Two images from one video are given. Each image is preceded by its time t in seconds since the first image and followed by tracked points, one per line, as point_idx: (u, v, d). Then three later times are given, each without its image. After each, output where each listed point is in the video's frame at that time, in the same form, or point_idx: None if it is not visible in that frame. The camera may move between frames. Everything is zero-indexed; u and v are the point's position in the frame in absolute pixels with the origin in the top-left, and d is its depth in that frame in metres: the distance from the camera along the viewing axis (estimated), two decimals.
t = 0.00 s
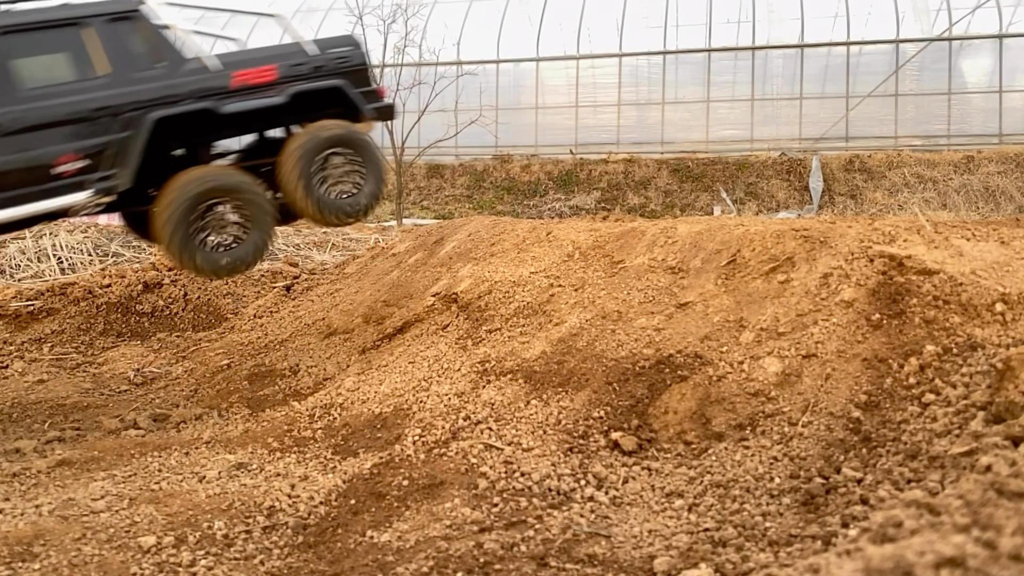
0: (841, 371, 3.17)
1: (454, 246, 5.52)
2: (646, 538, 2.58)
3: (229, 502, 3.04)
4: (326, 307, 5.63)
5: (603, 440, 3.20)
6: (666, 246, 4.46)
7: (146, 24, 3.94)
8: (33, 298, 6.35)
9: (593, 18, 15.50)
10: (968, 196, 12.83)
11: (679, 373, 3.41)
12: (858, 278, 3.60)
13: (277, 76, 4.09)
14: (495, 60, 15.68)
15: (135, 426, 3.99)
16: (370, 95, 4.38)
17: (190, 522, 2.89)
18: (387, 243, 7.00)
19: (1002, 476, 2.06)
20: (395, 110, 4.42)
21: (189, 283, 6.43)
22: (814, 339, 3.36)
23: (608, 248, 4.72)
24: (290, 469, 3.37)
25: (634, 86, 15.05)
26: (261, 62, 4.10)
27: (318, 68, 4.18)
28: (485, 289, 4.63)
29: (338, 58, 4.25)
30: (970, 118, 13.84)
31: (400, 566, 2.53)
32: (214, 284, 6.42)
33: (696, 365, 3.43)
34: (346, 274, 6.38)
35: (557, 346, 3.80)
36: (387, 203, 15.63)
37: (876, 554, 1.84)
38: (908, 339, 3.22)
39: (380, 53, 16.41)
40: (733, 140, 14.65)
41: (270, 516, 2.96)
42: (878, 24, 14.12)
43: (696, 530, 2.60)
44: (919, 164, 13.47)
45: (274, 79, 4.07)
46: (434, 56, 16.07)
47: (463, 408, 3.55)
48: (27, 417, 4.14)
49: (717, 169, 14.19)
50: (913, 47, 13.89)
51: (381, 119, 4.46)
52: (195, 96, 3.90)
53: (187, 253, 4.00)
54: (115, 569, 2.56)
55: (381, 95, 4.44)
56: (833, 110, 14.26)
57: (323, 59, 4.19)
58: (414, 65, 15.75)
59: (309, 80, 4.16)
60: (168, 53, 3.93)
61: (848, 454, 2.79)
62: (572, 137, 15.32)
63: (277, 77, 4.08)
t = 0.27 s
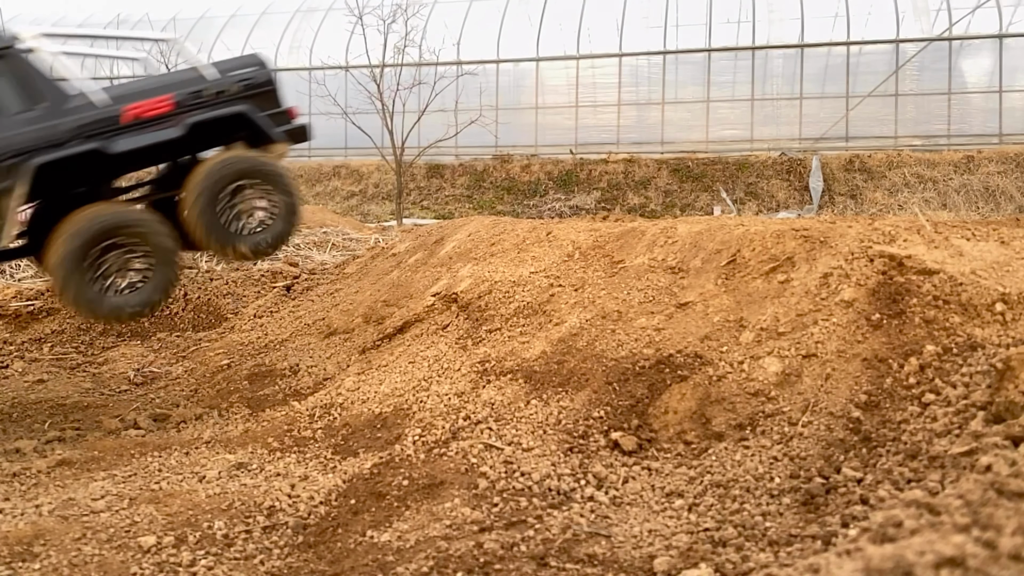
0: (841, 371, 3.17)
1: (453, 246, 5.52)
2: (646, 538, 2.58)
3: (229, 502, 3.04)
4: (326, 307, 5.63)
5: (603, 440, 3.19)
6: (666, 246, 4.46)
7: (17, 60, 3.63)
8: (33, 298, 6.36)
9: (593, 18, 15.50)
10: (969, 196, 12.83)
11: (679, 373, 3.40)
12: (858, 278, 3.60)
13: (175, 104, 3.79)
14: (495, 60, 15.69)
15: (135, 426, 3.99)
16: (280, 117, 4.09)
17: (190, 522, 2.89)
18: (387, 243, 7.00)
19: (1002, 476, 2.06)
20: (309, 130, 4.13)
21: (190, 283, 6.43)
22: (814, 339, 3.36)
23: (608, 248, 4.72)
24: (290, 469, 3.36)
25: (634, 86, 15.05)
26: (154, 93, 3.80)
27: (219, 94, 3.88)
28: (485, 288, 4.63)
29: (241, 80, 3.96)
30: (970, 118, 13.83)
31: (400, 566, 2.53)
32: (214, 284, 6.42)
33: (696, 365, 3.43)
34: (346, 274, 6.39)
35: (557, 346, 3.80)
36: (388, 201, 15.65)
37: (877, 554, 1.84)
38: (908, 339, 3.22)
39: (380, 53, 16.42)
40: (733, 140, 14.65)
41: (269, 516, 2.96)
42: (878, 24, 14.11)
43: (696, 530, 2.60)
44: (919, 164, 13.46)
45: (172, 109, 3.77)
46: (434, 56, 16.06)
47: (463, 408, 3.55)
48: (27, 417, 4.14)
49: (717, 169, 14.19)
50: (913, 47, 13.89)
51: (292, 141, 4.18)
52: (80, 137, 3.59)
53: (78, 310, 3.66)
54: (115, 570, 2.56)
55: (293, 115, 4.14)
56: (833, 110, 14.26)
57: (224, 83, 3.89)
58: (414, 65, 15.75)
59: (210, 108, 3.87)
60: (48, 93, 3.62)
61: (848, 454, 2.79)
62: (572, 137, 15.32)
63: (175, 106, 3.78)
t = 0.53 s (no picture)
0: (841, 371, 3.17)
1: (454, 246, 5.53)
2: (646, 538, 2.58)
3: (229, 502, 3.04)
4: (326, 307, 5.64)
5: (603, 440, 3.20)
6: (666, 246, 4.47)
7: None
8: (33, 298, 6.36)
9: (593, 18, 15.50)
10: (968, 196, 12.85)
11: (679, 373, 3.40)
12: (858, 278, 3.61)
13: (58, 150, 3.73)
14: (495, 60, 15.70)
15: (135, 426, 3.99)
16: (174, 157, 4.06)
17: (190, 522, 2.89)
18: (387, 243, 7.01)
19: (1002, 476, 2.06)
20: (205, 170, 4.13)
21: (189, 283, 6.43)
22: (814, 339, 3.36)
23: (608, 248, 4.72)
24: (290, 469, 3.37)
25: (634, 86, 15.05)
26: (35, 138, 3.71)
27: (106, 137, 3.83)
28: (485, 288, 4.63)
29: (131, 120, 3.92)
30: (969, 118, 13.84)
31: (400, 566, 2.54)
32: (214, 284, 6.42)
33: (696, 366, 3.43)
34: (346, 274, 6.39)
35: (557, 346, 3.80)
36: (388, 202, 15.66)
37: (876, 554, 1.84)
38: (907, 339, 3.22)
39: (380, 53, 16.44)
40: (733, 140, 14.66)
41: (269, 516, 2.96)
42: (878, 24, 14.11)
43: (696, 530, 2.60)
44: (919, 164, 13.47)
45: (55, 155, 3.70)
46: (434, 56, 16.05)
47: (463, 408, 3.55)
48: (27, 416, 4.14)
49: (717, 169, 14.19)
50: (913, 47, 13.90)
51: (190, 181, 4.15)
52: None
53: None
54: (115, 570, 2.56)
55: (190, 155, 4.13)
56: (833, 110, 14.27)
57: (112, 124, 3.85)
58: (413, 65, 15.75)
59: (98, 152, 3.81)
60: None
61: (848, 454, 2.79)
62: (572, 137, 15.33)
63: (58, 152, 3.71)
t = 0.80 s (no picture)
0: (841, 371, 3.17)
1: (454, 246, 5.53)
2: (646, 538, 2.58)
3: (229, 503, 3.04)
4: (326, 307, 5.65)
5: (603, 440, 3.20)
6: (665, 246, 4.46)
7: None
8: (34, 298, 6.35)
9: (593, 18, 15.50)
10: (968, 196, 12.85)
11: (679, 373, 3.40)
12: (858, 278, 3.60)
13: None
14: (495, 60, 15.69)
15: (135, 426, 3.99)
16: (98, 234, 3.93)
17: (190, 522, 2.89)
18: (387, 243, 7.01)
19: (1002, 476, 2.07)
20: (130, 248, 4.03)
21: (189, 283, 6.43)
22: (814, 339, 3.36)
23: (608, 248, 4.72)
24: (290, 469, 3.37)
25: (634, 86, 15.05)
26: None
27: (29, 202, 3.74)
28: (485, 288, 4.63)
29: (59, 189, 3.84)
30: (970, 118, 13.83)
31: (400, 566, 2.54)
32: (214, 284, 6.42)
33: (696, 365, 3.42)
34: (346, 274, 6.40)
35: (557, 346, 3.80)
36: (388, 201, 15.65)
37: (876, 554, 1.84)
38: (907, 339, 3.22)
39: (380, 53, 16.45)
40: (733, 140, 14.65)
41: (269, 516, 2.96)
42: (878, 24, 14.10)
43: (696, 530, 2.60)
44: (919, 164, 13.46)
45: None
46: (434, 56, 16.04)
47: (463, 408, 3.55)
48: (27, 416, 4.14)
49: (717, 169, 14.19)
50: (913, 47, 13.90)
51: (111, 259, 4.00)
52: None
53: None
54: (115, 570, 2.56)
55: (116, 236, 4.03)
56: (833, 110, 14.27)
57: (40, 191, 3.77)
58: (413, 65, 15.74)
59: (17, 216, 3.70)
60: None
61: (848, 454, 2.79)
62: (572, 137, 15.32)
63: None
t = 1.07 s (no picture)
0: (841, 371, 3.17)
1: (454, 246, 5.52)
2: (646, 538, 2.58)
3: (229, 502, 3.03)
4: (326, 307, 5.65)
5: (603, 440, 3.20)
6: (665, 246, 4.46)
7: None
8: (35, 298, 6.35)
9: (593, 18, 15.50)
10: (968, 196, 12.84)
11: (679, 373, 3.40)
12: (858, 278, 3.60)
13: None
14: (495, 59, 15.69)
15: (135, 426, 3.99)
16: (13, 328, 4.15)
17: (190, 522, 2.89)
18: (387, 242, 7.00)
19: (1002, 476, 2.06)
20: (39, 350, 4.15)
21: (189, 283, 6.43)
22: (814, 339, 3.36)
23: (608, 247, 4.72)
24: (290, 469, 3.36)
25: (634, 86, 15.05)
26: None
27: None
28: (485, 288, 4.63)
29: None
30: (969, 118, 13.83)
31: (400, 566, 2.53)
32: (213, 283, 6.42)
33: (696, 365, 3.42)
34: (346, 274, 6.39)
35: (557, 346, 3.80)
36: (388, 201, 15.65)
37: (876, 554, 1.84)
38: (908, 339, 3.22)
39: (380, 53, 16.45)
40: (733, 140, 14.65)
41: (270, 516, 2.96)
42: (878, 24, 14.10)
43: (696, 530, 2.60)
44: (919, 164, 13.45)
45: None
46: (434, 56, 16.04)
47: (463, 408, 3.55)
48: (27, 416, 4.13)
49: (717, 169, 14.19)
50: (913, 47, 13.90)
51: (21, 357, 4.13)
52: None
53: None
54: (115, 570, 2.56)
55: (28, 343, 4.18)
56: (833, 110, 14.27)
57: None
58: (413, 65, 15.74)
59: None
60: None
61: (848, 454, 2.79)
62: (572, 137, 15.32)
63: None
